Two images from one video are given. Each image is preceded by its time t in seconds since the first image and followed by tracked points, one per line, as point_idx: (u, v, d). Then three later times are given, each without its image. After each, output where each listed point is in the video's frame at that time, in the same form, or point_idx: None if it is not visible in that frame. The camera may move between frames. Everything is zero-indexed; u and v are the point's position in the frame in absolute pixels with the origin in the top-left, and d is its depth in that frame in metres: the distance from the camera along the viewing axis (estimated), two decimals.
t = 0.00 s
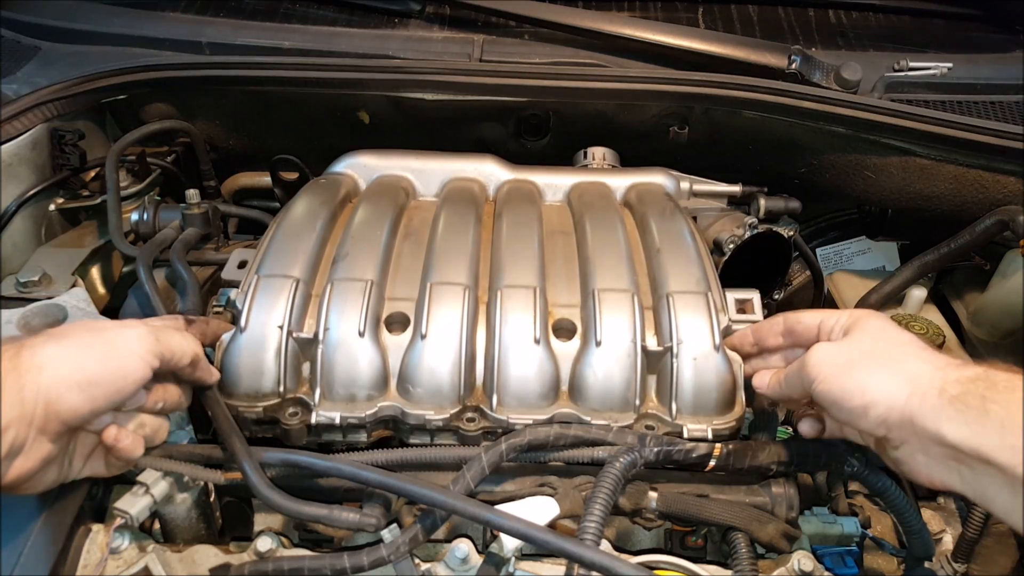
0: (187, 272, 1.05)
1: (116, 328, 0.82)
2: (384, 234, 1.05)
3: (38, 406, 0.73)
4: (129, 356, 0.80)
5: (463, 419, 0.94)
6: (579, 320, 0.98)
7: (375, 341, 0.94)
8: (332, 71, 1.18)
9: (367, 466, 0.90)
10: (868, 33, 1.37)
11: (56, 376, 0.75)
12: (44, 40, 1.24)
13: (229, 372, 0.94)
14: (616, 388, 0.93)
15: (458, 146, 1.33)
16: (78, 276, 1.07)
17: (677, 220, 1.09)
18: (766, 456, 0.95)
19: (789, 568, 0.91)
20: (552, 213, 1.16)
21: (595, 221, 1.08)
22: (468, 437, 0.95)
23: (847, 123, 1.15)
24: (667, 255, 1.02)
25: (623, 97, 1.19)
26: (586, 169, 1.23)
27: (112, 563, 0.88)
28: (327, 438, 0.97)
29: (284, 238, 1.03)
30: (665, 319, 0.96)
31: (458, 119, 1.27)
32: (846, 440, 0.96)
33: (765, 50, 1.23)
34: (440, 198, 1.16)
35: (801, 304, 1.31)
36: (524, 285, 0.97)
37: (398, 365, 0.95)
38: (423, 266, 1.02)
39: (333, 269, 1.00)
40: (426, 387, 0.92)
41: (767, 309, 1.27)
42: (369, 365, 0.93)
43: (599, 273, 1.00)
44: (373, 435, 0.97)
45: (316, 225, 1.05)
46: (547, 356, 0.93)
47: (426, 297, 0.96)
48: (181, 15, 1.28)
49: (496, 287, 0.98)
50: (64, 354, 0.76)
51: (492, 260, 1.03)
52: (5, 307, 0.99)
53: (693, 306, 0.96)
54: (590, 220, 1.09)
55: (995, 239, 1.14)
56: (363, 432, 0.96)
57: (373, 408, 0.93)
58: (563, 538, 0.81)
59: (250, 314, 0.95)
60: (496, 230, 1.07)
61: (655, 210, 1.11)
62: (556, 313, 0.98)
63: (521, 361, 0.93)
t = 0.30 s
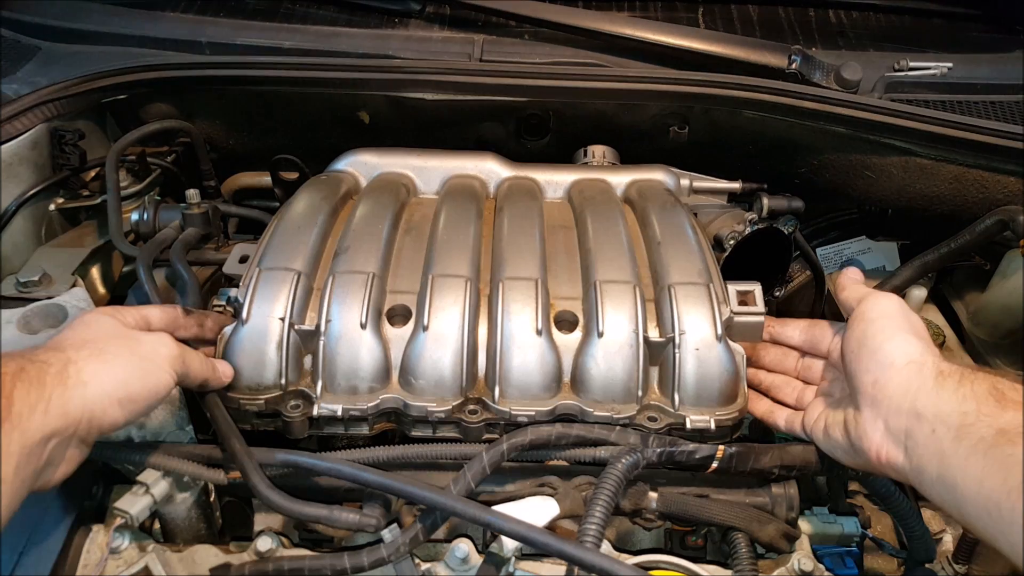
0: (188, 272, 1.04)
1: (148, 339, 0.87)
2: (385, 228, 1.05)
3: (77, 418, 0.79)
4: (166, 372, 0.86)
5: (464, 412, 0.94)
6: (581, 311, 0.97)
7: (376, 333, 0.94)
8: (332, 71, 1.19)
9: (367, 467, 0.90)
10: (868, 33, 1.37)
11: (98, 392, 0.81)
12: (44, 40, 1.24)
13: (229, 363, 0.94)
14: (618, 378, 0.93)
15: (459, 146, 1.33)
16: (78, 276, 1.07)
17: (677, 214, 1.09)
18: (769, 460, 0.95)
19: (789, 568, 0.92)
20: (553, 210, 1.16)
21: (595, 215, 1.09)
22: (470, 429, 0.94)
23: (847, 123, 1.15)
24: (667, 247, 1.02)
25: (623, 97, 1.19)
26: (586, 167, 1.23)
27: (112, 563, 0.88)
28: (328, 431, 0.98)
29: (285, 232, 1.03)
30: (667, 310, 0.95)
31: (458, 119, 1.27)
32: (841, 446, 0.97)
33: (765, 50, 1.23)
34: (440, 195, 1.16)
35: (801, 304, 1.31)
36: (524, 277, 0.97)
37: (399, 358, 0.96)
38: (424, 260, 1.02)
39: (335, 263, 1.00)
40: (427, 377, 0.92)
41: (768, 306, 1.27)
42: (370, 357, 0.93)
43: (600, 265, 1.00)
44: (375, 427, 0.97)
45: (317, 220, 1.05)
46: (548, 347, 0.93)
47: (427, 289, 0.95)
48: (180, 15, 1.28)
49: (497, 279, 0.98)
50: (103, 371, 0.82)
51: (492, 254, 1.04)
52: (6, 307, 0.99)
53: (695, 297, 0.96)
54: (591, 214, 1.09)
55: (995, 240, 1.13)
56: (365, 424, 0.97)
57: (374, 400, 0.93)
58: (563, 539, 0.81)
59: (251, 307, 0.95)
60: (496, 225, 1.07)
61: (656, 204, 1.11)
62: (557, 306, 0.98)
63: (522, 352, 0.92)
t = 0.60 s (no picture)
0: (188, 272, 1.04)
1: (148, 340, 0.87)
2: (385, 228, 1.05)
3: (77, 418, 0.79)
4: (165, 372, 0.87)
5: (464, 412, 0.94)
6: (581, 312, 0.97)
7: (376, 333, 0.94)
8: (332, 71, 1.18)
9: (366, 466, 0.90)
10: (869, 33, 1.37)
11: (98, 391, 0.81)
12: (44, 40, 1.24)
13: (229, 364, 0.94)
14: (618, 377, 0.93)
15: (458, 145, 1.33)
16: (78, 276, 1.07)
17: (677, 214, 1.09)
18: (769, 460, 0.95)
19: (789, 568, 0.92)
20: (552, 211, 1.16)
21: (595, 215, 1.09)
22: (470, 429, 0.95)
23: (847, 123, 1.15)
24: (667, 247, 1.02)
25: (623, 97, 1.19)
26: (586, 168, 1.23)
27: (112, 563, 0.88)
28: (328, 432, 0.98)
29: (285, 233, 1.03)
30: (667, 310, 0.95)
31: (458, 119, 1.27)
32: (841, 446, 0.97)
33: (765, 50, 1.23)
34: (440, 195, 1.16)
35: (801, 304, 1.31)
36: (524, 277, 0.97)
37: (399, 358, 0.96)
38: (424, 261, 1.02)
39: (334, 263, 1.00)
40: (428, 378, 0.92)
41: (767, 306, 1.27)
42: (370, 357, 0.93)
43: (600, 265, 1.00)
44: (375, 427, 0.97)
45: (317, 220, 1.05)
46: (548, 348, 0.93)
47: (428, 290, 0.95)
48: (180, 15, 1.28)
49: (497, 279, 0.98)
50: (103, 371, 0.82)
51: (492, 253, 1.04)
52: (6, 307, 0.99)
53: (695, 297, 0.96)
54: (591, 214, 1.09)
55: (995, 240, 1.13)
56: (365, 424, 0.97)
57: (374, 401, 0.93)
58: (563, 540, 0.81)
59: (251, 307, 0.95)
60: (496, 225, 1.07)
61: (656, 204, 1.11)
62: (557, 306, 0.98)
63: (522, 352, 0.92)
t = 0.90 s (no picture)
0: (188, 272, 1.04)
1: (148, 340, 0.87)
2: (385, 228, 1.05)
3: (78, 418, 0.79)
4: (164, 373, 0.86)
5: (464, 412, 0.94)
6: (581, 312, 0.97)
7: (376, 333, 0.94)
8: (332, 71, 1.18)
9: (366, 466, 0.90)
10: (869, 33, 1.37)
11: (98, 392, 0.81)
12: (44, 40, 1.24)
13: (229, 364, 0.94)
14: (618, 377, 0.93)
15: (458, 145, 1.33)
16: (78, 276, 1.07)
17: (677, 214, 1.09)
18: (769, 460, 0.95)
19: (789, 568, 0.92)
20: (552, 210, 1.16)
21: (595, 214, 1.09)
22: (470, 429, 0.95)
23: (847, 123, 1.15)
24: (667, 247, 1.02)
25: (622, 97, 1.19)
26: (586, 168, 1.23)
27: (112, 563, 0.88)
28: (328, 431, 0.98)
29: (284, 233, 1.03)
30: (667, 310, 0.95)
31: (458, 119, 1.27)
32: (842, 447, 0.97)
33: (765, 50, 1.23)
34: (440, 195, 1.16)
35: (801, 304, 1.31)
36: (524, 277, 0.97)
37: (399, 358, 0.96)
38: (424, 261, 1.02)
39: (334, 263, 1.00)
40: (428, 378, 0.92)
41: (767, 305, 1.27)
42: (370, 357, 0.93)
43: (600, 265, 1.00)
44: (375, 427, 0.97)
45: (316, 220, 1.05)
46: (548, 347, 0.93)
47: (428, 290, 0.95)
48: (180, 15, 1.28)
49: (497, 279, 0.98)
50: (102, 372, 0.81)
51: (492, 253, 1.04)
52: (6, 307, 0.99)
53: (695, 297, 0.96)
54: (591, 214, 1.09)
55: (995, 240, 1.14)
56: (365, 424, 0.97)
57: (374, 401, 0.93)
58: (563, 540, 0.81)
59: (251, 307, 0.94)
60: (496, 225, 1.07)
61: (656, 204, 1.11)
62: (557, 306, 0.98)
63: (522, 353, 0.92)
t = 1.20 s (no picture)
0: (188, 272, 1.04)
1: (148, 340, 0.87)
2: (385, 228, 1.05)
3: (77, 418, 0.79)
4: (163, 374, 0.86)
5: (464, 412, 0.94)
6: (581, 312, 0.97)
7: (376, 333, 0.94)
8: (332, 71, 1.18)
9: (366, 466, 0.90)
10: (868, 33, 1.37)
11: (98, 392, 0.81)
12: (44, 40, 1.24)
13: (229, 363, 0.94)
14: (618, 377, 0.93)
15: (459, 145, 1.33)
16: (78, 276, 1.07)
17: (677, 214, 1.09)
18: (769, 460, 0.95)
19: (789, 568, 0.91)
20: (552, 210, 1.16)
21: (595, 214, 1.09)
22: (470, 429, 0.95)
23: (847, 123, 1.15)
24: (667, 247, 1.02)
25: (623, 97, 1.19)
26: (586, 168, 1.23)
27: (112, 563, 0.88)
28: (328, 431, 0.98)
29: (284, 232, 1.03)
30: (667, 310, 0.95)
31: (457, 119, 1.27)
32: (841, 446, 0.97)
33: (765, 50, 1.23)
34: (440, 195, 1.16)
35: (801, 304, 1.31)
36: (524, 277, 0.97)
37: (399, 358, 0.96)
38: (424, 261, 1.02)
39: (334, 263, 1.00)
40: (428, 378, 0.92)
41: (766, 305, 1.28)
42: (369, 357, 0.93)
43: (600, 265, 1.00)
44: (375, 427, 0.97)
45: (316, 220, 1.05)
46: (548, 347, 0.93)
47: (428, 289, 0.95)
48: (180, 15, 1.28)
49: (497, 279, 0.98)
50: (103, 373, 0.82)
51: (492, 253, 1.04)
52: (6, 307, 0.99)
53: (695, 297, 0.96)
54: (591, 214, 1.09)
55: (995, 239, 1.14)
56: (365, 424, 0.97)
57: (374, 401, 0.93)
58: (563, 540, 0.81)
59: (251, 307, 0.94)
60: (496, 225, 1.07)
61: (656, 204, 1.11)
62: (557, 306, 0.98)
63: (522, 353, 0.92)
